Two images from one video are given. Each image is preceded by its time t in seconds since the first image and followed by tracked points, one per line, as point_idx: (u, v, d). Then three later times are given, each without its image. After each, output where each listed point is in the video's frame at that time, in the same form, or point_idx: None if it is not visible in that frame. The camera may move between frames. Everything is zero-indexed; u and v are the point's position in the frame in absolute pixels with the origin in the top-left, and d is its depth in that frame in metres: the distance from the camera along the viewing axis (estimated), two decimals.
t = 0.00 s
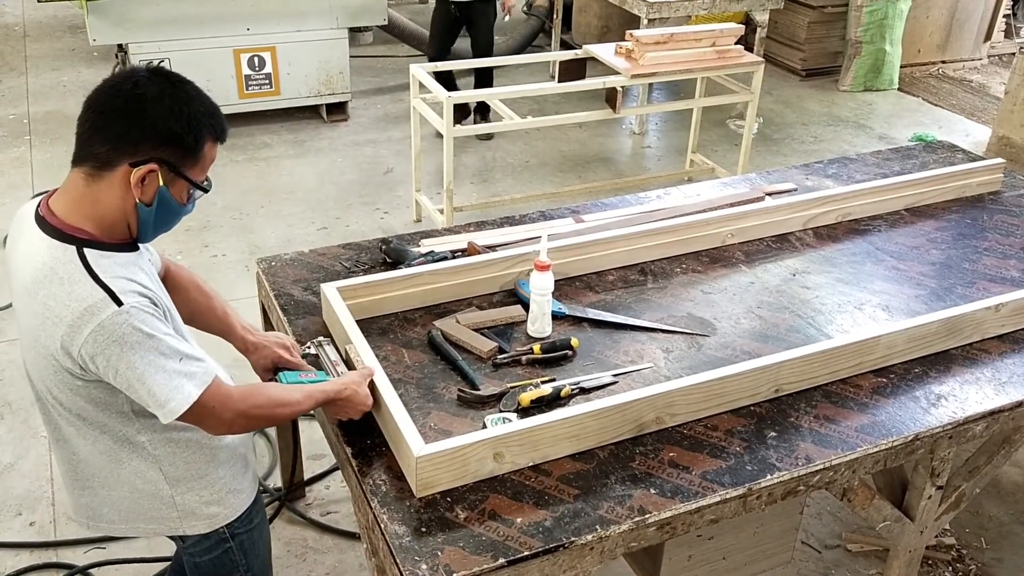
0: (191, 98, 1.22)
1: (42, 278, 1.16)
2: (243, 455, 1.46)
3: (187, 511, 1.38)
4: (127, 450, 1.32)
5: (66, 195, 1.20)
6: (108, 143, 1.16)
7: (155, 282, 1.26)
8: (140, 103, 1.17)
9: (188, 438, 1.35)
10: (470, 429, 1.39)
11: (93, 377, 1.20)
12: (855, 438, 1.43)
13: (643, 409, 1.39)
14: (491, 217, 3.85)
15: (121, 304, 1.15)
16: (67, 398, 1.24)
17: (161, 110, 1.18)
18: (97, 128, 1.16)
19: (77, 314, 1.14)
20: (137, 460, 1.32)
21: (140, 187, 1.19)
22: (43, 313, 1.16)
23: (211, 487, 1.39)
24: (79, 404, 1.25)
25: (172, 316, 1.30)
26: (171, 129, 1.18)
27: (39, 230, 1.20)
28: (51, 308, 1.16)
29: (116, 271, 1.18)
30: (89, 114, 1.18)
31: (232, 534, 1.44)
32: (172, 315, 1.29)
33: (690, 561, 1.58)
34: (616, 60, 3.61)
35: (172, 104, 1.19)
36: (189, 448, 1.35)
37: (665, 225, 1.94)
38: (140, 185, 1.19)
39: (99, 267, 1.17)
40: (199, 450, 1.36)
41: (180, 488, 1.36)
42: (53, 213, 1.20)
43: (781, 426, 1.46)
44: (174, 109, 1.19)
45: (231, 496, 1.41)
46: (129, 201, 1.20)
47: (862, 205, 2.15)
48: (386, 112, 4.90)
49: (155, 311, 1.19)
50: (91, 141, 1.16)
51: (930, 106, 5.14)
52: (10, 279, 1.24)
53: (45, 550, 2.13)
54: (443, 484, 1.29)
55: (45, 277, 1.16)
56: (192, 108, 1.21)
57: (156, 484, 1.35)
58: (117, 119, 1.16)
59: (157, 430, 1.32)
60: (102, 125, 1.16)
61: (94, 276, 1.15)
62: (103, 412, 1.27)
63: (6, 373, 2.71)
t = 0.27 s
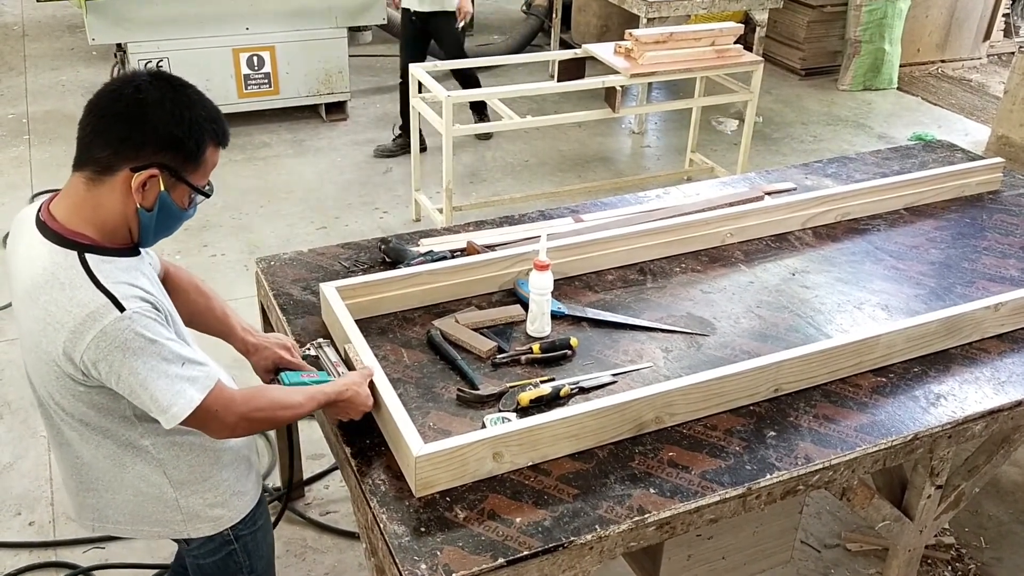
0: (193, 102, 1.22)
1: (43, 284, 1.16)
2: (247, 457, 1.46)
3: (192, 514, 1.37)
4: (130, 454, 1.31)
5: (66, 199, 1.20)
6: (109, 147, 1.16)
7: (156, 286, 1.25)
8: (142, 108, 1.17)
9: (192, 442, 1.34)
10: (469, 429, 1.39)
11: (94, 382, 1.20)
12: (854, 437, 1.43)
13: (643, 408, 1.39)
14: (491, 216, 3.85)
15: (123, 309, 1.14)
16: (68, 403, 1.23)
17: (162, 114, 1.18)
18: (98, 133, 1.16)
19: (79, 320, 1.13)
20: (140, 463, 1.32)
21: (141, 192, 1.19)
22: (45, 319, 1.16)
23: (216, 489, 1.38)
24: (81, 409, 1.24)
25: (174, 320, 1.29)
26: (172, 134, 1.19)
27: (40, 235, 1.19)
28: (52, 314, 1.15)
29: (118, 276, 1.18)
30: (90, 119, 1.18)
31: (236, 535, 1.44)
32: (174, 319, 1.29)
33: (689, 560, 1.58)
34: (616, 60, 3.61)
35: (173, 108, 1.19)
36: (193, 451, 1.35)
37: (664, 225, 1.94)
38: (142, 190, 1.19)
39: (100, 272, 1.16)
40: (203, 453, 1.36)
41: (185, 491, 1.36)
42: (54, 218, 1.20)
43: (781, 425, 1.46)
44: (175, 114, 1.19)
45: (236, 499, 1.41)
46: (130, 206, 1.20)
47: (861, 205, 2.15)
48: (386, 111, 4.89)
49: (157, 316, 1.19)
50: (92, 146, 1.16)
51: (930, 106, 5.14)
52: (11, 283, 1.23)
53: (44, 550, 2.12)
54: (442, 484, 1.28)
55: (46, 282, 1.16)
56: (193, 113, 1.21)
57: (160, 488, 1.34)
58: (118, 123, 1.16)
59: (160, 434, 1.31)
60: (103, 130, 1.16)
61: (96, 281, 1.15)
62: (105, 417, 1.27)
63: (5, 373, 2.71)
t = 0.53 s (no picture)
0: (192, 102, 1.22)
1: (43, 287, 1.15)
2: (248, 458, 1.45)
3: (194, 515, 1.37)
4: (131, 456, 1.31)
5: (66, 201, 1.20)
6: (109, 149, 1.15)
7: (156, 287, 1.25)
8: (141, 108, 1.17)
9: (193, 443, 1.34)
10: (468, 429, 1.39)
11: (95, 384, 1.19)
12: (854, 437, 1.43)
13: (643, 408, 1.39)
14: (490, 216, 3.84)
15: (124, 311, 1.14)
16: (69, 405, 1.23)
17: (162, 115, 1.18)
18: (98, 134, 1.16)
19: (79, 323, 1.13)
20: (142, 465, 1.32)
21: (141, 194, 1.19)
22: (45, 322, 1.16)
23: (218, 491, 1.38)
24: (82, 412, 1.24)
25: (174, 321, 1.29)
26: (172, 135, 1.18)
27: (40, 237, 1.19)
28: (53, 317, 1.15)
29: (118, 279, 1.17)
30: (89, 120, 1.18)
31: (238, 536, 1.44)
32: (175, 320, 1.28)
33: (688, 560, 1.58)
34: (615, 59, 3.61)
35: (173, 109, 1.19)
36: (195, 453, 1.35)
37: (664, 224, 1.94)
38: (142, 191, 1.19)
39: (101, 275, 1.16)
40: (205, 455, 1.36)
41: (187, 492, 1.36)
42: (54, 220, 1.19)
43: (780, 425, 1.45)
44: (175, 115, 1.19)
45: (238, 500, 1.41)
46: (131, 207, 1.20)
47: (860, 204, 2.15)
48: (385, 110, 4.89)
49: (158, 318, 1.19)
50: (92, 148, 1.16)
51: (929, 105, 5.14)
52: (11, 286, 1.23)
53: (43, 550, 2.12)
54: (441, 484, 1.28)
55: (46, 285, 1.15)
56: (193, 113, 1.21)
57: (161, 489, 1.34)
58: (118, 125, 1.16)
59: (162, 435, 1.31)
60: (103, 131, 1.16)
61: (96, 283, 1.14)
62: (106, 419, 1.26)
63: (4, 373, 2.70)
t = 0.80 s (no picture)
0: (191, 101, 1.22)
1: (40, 285, 1.15)
2: (246, 456, 1.45)
3: (191, 513, 1.37)
4: (129, 455, 1.31)
5: (64, 199, 1.19)
6: (107, 147, 1.15)
7: (154, 286, 1.25)
8: (140, 107, 1.17)
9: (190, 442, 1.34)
10: (467, 427, 1.39)
11: (92, 383, 1.19)
12: (853, 434, 1.43)
13: (642, 406, 1.39)
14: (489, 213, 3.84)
15: (121, 311, 1.13)
16: (66, 404, 1.23)
17: (160, 114, 1.17)
18: (96, 133, 1.15)
19: (76, 322, 1.13)
20: (139, 463, 1.32)
21: (139, 193, 1.19)
22: (42, 320, 1.15)
23: (215, 489, 1.38)
24: (79, 411, 1.24)
25: (173, 320, 1.29)
26: (171, 134, 1.18)
27: (37, 235, 1.18)
28: (50, 315, 1.14)
29: (115, 277, 1.17)
30: (88, 119, 1.17)
31: (236, 535, 1.43)
32: (173, 320, 1.28)
33: (688, 558, 1.58)
34: (613, 56, 3.60)
35: (172, 108, 1.18)
36: (191, 452, 1.34)
37: (663, 221, 1.94)
38: (139, 191, 1.18)
39: (98, 274, 1.15)
40: (202, 454, 1.35)
41: (184, 491, 1.36)
42: (51, 218, 1.19)
43: (779, 423, 1.45)
44: (174, 114, 1.18)
45: (235, 498, 1.41)
46: (129, 206, 1.19)
47: (859, 201, 2.15)
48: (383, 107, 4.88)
49: (155, 318, 1.18)
50: (90, 146, 1.15)
51: (927, 102, 5.14)
52: (9, 283, 1.22)
53: (41, 548, 2.12)
54: (440, 482, 1.28)
55: (44, 283, 1.15)
56: (192, 112, 1.21)
57: (158, 488, 1.34)
58: (116, 123, 1.15)
59: (158, 434, 1.31)
60: (101, 130, 1.15)
61: (93, 282, 1.14)
62: (103, 418, 1.26)
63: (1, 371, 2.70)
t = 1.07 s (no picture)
0: (191, 99, 1.21)
1: (38, 282, 1.15)
2: (242, 456, 1.45)
3: (187, 512, 1.37)
4: (126, 453, 1.31)
5: (62, 197, 1.19)
6: (106, 145, 1.15)
7: (151, 284, 1.24)
8: (139, 105, 1.16)
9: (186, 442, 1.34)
10: (466, 426, 1.38)
11: (88, 381, 1.19)
12: (852, 433, 1.42)
13: (641, 405, 1.39)
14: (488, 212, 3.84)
15: (117, 309, 1.13)
16: (63, 401, 1.22)
17: (160, 112, 1.17)
18: (95, 130, 1.15)
19: (73, 320, 1.12)
20: (135, 462, 1.31)
21: (137, 190, 1.18)
22: (39, 317, 1.15)
23: (211, 488, 1.38)
24: (76, 409, 1.23)
25: (170, 319, 1.28)
26: (170, 132, 1.18)
27: (35, 231, 1.18)
28: (47, 312, 1.14)
29: (113, 275, 1.17)
30: (87, 116, 1.17)
31: (232, 534, 1.43)
32: (170, 318, 1.28)
33: (686, 557, 1.58)
34: (612, 54, 3.60)
35: (171, 106, 1.18)
36: (188, 451, 1.34)
37: (662, 219, 1.93)
38: (138, 188, 1.18)
39: (96, 272, 1.15)
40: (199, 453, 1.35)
41: (180, 490, 1.36)
42: (50, 215, 1.18)
43: (778, 422, 1.45)
44: (173, 112, 1.18)
45: (231, 498, 1.41)
46: (126, 204, 1.19)
47: (858, 199, 2.15)
48: (382, 106, 4.88)
49: (152, 318, 1.18)
50: (89, 143, 1.15)
51: (926, 100, 5.14)
52: (6, 279, 1.22)
53: (39, 547, 2.11)
54: (439, 481, 1.28)
55: (41, 280, 1.14)
56: (191, 110, 1.20)
57: (154, 486, 1.34)
58: (115, 121, 1.15)
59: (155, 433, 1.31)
60: (100, 128, 1.15)
61: (91, 280, 1.14)
62: (99, 415, 1.26)
63: None
